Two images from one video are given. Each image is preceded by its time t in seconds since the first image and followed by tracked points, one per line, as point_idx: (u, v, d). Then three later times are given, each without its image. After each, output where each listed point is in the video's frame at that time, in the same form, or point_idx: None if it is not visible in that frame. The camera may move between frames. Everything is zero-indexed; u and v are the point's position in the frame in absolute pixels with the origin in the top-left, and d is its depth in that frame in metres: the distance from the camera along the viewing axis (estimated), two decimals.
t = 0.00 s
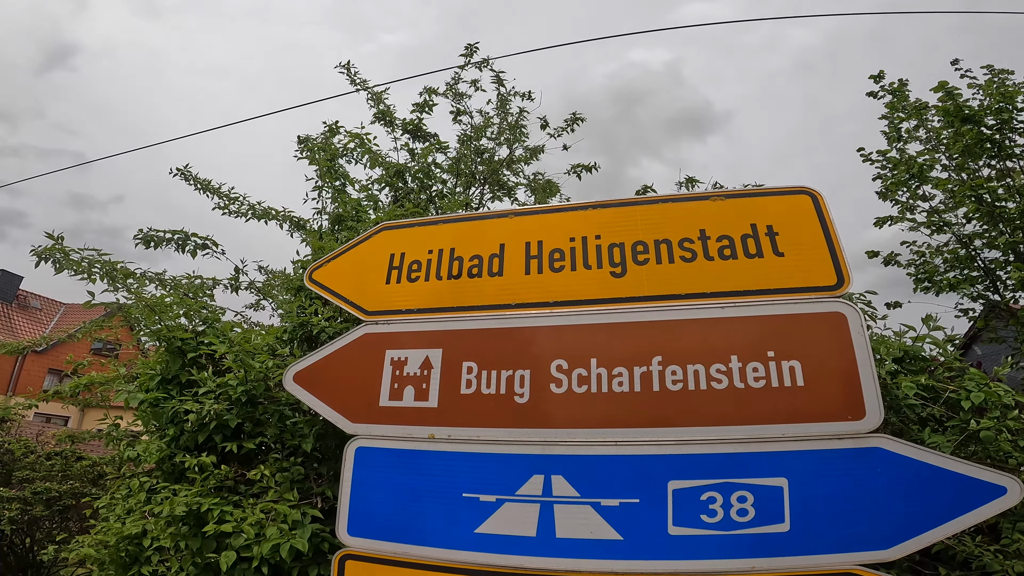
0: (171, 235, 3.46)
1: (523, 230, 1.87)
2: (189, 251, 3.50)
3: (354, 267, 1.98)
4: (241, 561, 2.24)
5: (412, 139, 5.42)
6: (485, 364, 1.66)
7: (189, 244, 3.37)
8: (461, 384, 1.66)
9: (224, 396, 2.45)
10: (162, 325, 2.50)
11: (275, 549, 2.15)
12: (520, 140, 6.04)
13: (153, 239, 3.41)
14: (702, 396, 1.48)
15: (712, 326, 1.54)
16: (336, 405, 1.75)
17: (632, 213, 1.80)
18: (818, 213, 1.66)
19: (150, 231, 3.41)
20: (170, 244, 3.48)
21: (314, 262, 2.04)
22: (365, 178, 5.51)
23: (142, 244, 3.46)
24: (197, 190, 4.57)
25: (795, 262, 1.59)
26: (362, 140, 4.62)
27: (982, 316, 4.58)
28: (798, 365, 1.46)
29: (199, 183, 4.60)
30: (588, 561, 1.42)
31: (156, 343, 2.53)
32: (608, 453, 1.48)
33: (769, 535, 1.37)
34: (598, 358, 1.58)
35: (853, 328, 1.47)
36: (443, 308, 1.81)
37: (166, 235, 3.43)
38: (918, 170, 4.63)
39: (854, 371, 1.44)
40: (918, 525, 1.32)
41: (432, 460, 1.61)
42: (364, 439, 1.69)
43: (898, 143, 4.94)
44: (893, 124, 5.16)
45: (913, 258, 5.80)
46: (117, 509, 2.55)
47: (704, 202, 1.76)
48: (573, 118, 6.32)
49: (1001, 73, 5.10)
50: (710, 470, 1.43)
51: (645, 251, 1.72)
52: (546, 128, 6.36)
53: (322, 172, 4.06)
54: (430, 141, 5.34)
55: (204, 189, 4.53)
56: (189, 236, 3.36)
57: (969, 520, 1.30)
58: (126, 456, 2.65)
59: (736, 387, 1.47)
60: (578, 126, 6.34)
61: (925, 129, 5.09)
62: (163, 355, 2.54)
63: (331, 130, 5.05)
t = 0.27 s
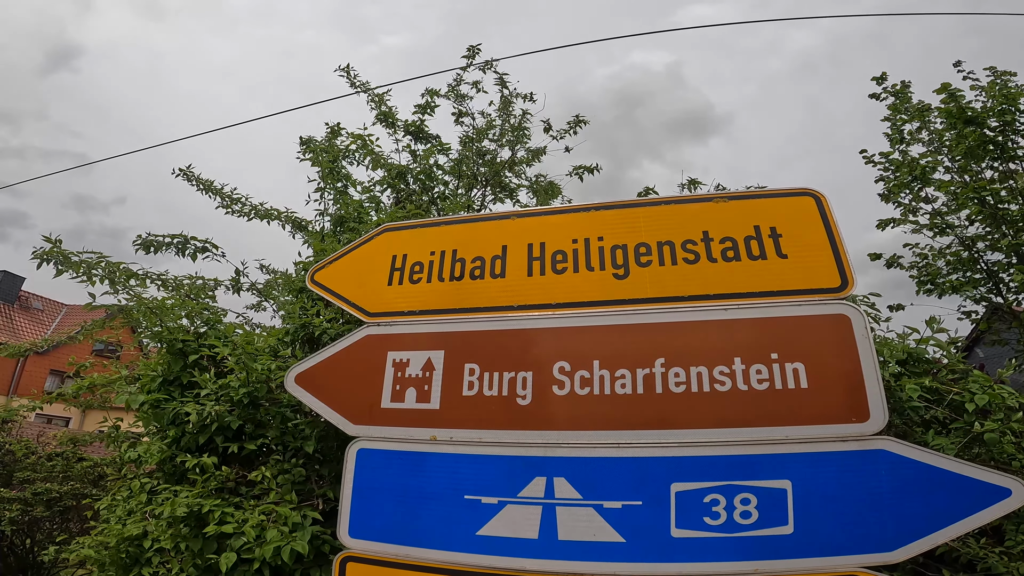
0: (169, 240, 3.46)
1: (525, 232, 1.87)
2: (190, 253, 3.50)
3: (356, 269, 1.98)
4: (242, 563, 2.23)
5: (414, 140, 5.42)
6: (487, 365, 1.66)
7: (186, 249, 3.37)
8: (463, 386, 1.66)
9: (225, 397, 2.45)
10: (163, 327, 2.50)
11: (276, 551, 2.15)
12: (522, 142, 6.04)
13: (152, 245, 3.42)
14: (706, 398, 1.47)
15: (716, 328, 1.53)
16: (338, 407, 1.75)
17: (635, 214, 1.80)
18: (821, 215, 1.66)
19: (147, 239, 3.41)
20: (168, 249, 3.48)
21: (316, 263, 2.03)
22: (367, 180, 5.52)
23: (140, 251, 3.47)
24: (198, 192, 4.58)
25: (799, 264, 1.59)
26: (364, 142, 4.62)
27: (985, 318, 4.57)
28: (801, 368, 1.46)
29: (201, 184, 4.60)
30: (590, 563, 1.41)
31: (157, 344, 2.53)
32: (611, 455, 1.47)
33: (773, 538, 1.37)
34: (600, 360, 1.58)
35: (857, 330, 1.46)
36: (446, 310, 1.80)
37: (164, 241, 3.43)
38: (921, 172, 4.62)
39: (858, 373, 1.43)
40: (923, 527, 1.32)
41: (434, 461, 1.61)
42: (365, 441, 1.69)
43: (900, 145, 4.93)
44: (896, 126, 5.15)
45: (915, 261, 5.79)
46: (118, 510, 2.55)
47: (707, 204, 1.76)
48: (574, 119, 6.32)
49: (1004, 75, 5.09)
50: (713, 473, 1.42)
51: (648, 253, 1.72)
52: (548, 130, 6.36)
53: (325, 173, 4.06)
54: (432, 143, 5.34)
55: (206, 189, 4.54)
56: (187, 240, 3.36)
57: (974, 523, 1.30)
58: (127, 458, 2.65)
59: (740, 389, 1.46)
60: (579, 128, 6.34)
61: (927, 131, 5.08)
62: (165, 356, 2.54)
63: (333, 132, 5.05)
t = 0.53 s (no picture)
0: (169, 242, 3.46)
1: (526, 232, 1.86)
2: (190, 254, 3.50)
3: (356, 269, 1.97)
4: (241, 564, 2.22)
5: (415, 141, 5.43)
6: (488, 366, 1.66)
7: (186, 251, 3.37)
8: (463, 386, 1.65)
9: (226, 398, 2.44)
10: (163, 328, 2.50)
11: (276, 552, 2.14)
12: (523, 143, 6.05)
13: (151, 247, 3.42)
14: (708, 399, 1.47)
15: (717, 329, 1.53)
16: (337, 407, 1.74)
17: (637, 215, 1.80)
18: (823, 216, 1.65)
19: (146, 241, 3.41)
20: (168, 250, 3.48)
21: (317, 264, 2.03)
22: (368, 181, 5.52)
23: (139, 253, 3.47)
24: (198, 193, 4.58)
25: (801, 265, 1.58)
26: (365, 143, 4.62)
27: (987, 320, 4.56)
28: (804, 369, 1.45)
29: (198, 189, 4.59)
30: (591, 565, 1.41)
31: (158, 344, 2.52)
32: (611, 456, 1.47)
33: (775, 540, 1.36)
34: (601, 361, 1.57)
35: (859, 331, 1.46)
36: (446, 310, 1.80)
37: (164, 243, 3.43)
38: (923, 174, 4.62)
39: (861, 374, 1.43)
40: (926, 528, 1.31)
41: (434, 462, 1.60)
42: (365, 441, 1.68)
43: (902, 146, 4.93)
44: (898, 127, 5.15)
45: (917, 262, 5.77)
46: (117, 510, 2.54)
47: (709, 204, 1.75)
48: (575, 121, 6.32)
49: (1006, 76, 5.10)
50: (715, 474, 1.41)
51: (649, 254, 1.71)
52: (550, 131, 6.36)
53: (326, 174, 4.07)
54: (433, 144, 5.34)
55: (204, 195, 4.53)
56: (186, 242, 3.36)
57: (976, 524, 1.29)
58: (127, 458, 2.64)
59: (742, 390, 1.46)
60: (580, 129, 6.34)
61: (929, 132, 5.08)
62: (165, 357, 2.54)
63: (334, 133, 5.05)
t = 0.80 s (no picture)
0: (168, 242, 3.45)
1: (525, 233, 1.86)
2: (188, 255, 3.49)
3: (354, 270, 1.97)
4: (238, 565, 2.21)
5: (415, 142, 5.42)
6: (486, 367, 1.65)
7: (186, 250, 3.37)
8: (461, 388, 1.64)
9: (223, 399, 2.44)
10: (162, 328, 2.50)
11: (273, 554, 2.14)
12: (523, 145, 6.05)
13: (150, 246, 3.41)
14: (707, 401, 1.46)
15: (717, 330, 1.52)
16: (335, 408, 1.74)
17: (636, 216, 1.79)
18: (823, 217, 1.65)
19: (145, 240, 3.40)
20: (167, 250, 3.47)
21: (315, 265, 2.02)
22: (368, 182, 5.51)
23: (139, 252, 3.46)
24: (197, 193, 4.57)
25: (801, 266, 1.58)
26: (365, 144, 4.62)
27: (988, 322, 4.55)
28: (803, 370, 1.44)
29: (197, 190, 4.58)
30: (589, 567, 1.40)
31: (156, 345, 2.52)
32: (610, 457, 1.46)
33: (775, 543, 1.35)
34: (600, 362, 1.56)
35: (860, 332, 1.45)
36: (445, 311, 1.79)
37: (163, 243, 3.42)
38: (923, 175, 4.62)
39: (861, 376, 1.42)
40: (927, 531, 1.30)
41: (431, 464, 1.59)
42: (362, 443, 1.67)
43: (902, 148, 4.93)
44: (898, 129, 5.15)
45: (917, 264, 5.77)
46: (113, 512, 2.53)
47: (709, 205, 1.75)
48: (575, 122, 6.33)
49: (1006, 78, 5.10)
50: (714, 476, 1.40)
51: (648, 255, 1.70)
52: (549, 133, 6.37)
53: (325, 175, 4.06)
54: (433, 145, 5.34)
55: (203, 195, 4.53)
56: (186, 242, 3.35)
57: (978, 527, 1.28)
58: (125, 459, 2.63)
59: (741, 392, 1.45)
60: (580, 130, 6.34)
61: (929, 134, 5.08)
62: (163, 358, 2.53)
63: (333, 134, 5.05)
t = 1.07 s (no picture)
0: (165, 242, 3.45)
1: (521, 234, 1.86)
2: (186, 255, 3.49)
3: (351, 270, 1.97)
4: (232, 566, 2.21)
5: (413, 143, 5.42)
6: (481, 368, 1.65)
7: (185, 249, 3.37)
8: (457, 389, 1.65)
9: (219, 400, 2.44)
10: (158, 329, 2.50)
11: (268, 555, 2.13)
12: (521, 146, 6.05)
13: (148, 245, 3.41)
14: (702, 402, 1.46)
15: (712, 332, 1.52)
16: (329, 409, 1.74)
17: (632, 217, 1.79)
18: (819, 218, 1.65)
19: (143, 239, 3.40)
20: (166, 249, 3.47)
21: (311, 265, 2.03)
22: (366, 183, 5.51)
23: (137, 251, 3.46)
24: (195, 193, 4.57)
25: (796, 267, 1.58)
26: (363, 145, 4.63)
27: (986, 324, 4.56)
28: (799, 372, 1.44)
29: (195, 189, 4.58)
30: (584, 569, 1.39)
31: (152, 346, 2.51)
32: (605, 459, 1.46)
33: (769, 545, 1.35)
34: (595, 363, 1.56)
35: (855, 334, 1.45)
36: (440, 312, 1.79)
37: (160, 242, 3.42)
38: (921, 177, 4.62)
39: (857, 377, 1.42)
40: (922, 533, 1.30)
41: (426, 465, 1.59)
42: (357, 444, 1.67)
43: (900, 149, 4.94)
44: (896, 130, 5.15)
45: (915, 266, 5.78)
46: (108, 512, 2.53)
47: (705, 206, 1.75)
48: (573, 124, 6.32)
49: (1004, 80, 5.11)
50: (709, 477, 1.40)
51: (644, 256, 1.71)
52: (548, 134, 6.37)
53: (323, 176, 4.06)
54: (431, 146, 5.34)
55: (201, 194, 4.53)
56: (185, 241, 3.35)
57: (973, 529, 1.28)
58: (120, 460, 2.63)
59: (736, 393, 1.45)
60: (578, 132, 6.35)
61: (928, 136, 5.08)
62: (158, 358, 2.53)
63: (332, 135, 5.05)
